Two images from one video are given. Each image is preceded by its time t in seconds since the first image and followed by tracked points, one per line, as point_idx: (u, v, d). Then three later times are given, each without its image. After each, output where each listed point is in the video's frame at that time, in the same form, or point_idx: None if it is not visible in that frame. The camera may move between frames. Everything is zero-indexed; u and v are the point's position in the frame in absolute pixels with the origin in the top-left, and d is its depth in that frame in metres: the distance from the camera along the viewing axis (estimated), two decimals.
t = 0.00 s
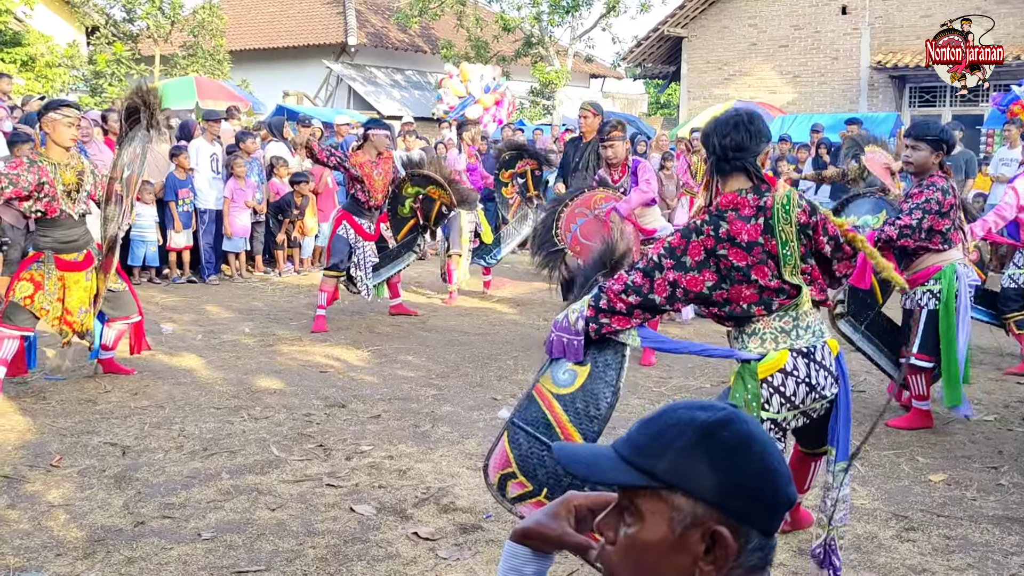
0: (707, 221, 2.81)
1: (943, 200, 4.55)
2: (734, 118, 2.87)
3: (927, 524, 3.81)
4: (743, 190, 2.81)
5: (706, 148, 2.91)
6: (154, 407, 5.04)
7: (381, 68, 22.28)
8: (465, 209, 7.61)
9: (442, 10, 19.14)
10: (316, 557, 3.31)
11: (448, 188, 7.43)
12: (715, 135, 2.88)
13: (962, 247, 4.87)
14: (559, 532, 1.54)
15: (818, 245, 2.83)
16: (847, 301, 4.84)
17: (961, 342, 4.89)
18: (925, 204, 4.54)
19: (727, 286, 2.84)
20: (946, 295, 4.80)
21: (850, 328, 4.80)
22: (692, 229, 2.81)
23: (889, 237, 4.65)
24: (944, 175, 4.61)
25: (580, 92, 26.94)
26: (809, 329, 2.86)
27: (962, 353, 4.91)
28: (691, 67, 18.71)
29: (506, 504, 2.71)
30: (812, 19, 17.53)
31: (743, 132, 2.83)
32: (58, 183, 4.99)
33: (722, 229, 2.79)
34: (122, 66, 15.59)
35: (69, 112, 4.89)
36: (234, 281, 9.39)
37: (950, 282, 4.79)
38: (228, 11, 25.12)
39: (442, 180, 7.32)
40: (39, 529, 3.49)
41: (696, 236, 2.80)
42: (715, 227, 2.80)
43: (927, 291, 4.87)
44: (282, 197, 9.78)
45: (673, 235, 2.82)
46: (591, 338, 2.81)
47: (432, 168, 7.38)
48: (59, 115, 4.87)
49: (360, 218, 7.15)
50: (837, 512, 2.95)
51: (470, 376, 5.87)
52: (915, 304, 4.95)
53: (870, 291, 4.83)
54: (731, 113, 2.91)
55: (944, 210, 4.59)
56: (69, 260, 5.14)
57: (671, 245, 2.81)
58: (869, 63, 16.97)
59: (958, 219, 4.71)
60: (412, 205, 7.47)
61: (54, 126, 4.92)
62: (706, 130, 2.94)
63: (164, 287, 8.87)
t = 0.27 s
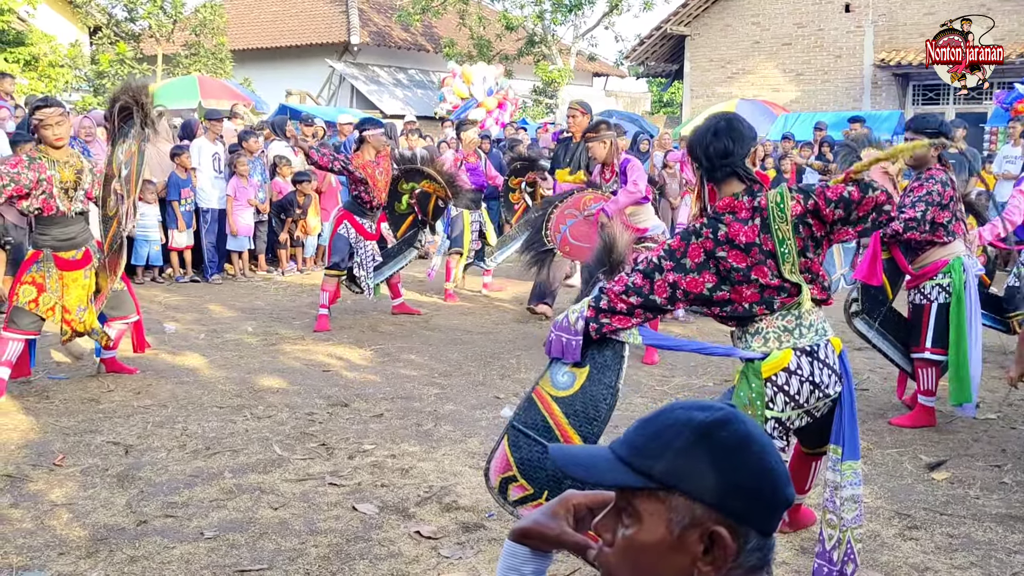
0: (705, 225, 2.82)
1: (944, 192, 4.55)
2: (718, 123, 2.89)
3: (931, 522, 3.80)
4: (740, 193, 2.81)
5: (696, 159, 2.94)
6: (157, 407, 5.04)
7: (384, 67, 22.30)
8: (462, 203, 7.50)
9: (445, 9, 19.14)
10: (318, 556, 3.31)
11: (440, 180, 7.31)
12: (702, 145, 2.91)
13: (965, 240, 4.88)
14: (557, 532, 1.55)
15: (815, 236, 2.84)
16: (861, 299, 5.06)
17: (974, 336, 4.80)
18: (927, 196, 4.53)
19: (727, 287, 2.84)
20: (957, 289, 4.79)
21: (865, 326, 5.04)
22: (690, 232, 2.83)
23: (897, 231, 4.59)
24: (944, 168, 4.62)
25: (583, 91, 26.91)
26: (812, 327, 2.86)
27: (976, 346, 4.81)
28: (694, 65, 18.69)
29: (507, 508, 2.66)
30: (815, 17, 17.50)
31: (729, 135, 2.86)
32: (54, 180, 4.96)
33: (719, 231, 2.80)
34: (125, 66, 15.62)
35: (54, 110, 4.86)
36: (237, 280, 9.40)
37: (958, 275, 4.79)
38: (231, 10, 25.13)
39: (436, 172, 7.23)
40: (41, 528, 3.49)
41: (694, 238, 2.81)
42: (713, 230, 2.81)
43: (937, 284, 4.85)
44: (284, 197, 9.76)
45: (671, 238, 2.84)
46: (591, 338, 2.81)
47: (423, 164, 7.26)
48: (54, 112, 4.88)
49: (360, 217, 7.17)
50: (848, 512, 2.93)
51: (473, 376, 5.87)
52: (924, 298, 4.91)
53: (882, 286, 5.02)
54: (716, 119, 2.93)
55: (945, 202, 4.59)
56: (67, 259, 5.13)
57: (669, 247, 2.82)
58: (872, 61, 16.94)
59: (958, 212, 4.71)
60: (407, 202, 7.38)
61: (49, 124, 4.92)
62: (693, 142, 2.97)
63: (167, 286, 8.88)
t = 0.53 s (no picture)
0: (720, 209, 2.76)
1: (939, 193, 4.58)
2: (720, 119, 2.82)
3: (935, 522, 3.80)
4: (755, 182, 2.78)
5: (714, 157, 2.82)
6: (161, 406, 5.05)
7: (387, 67, 22.32)
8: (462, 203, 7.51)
9: (449, 9, 19.15)
10: (322, 555, 3.31)
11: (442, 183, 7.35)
12: (725, 138, 2.80)
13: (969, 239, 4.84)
14: (559, 532, 1.55)
15: (815, 229, 2.94)
16: (866, 305, 5.11)
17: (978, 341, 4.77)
18: (920, 198, 4.58)
19: (732, 276, 2.80)
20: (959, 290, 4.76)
21: (872, 331, 5.10)
22: (704, 216, 2.75)
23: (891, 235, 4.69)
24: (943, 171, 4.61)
25: (586, 91, 26.90)
26: (813, 323, 2.87)
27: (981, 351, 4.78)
28: (697, 64, 18.67)
29: (514, 500, 2.69)
30: (819, 16, 17.48)
31: (748, 127, 2.79)
32: (49, 181, 4.96)
33: (735, 218, 2.75)
34: (129, 66, 15.67)
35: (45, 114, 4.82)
36: (242, 280, 9.41)
37: (960, 275, 4.77)
38: (235, 11, 25.16)
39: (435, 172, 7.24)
40: (46, 528, 3.50)
41: (708, 221, 2.74)
42: (728, 215, 2.75)
43: (938, 286, 4.85)
44: (288, 196, 9.82)
45: (684, 220, 2.75)
46: (600, 325, 2.76)
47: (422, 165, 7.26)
48: (51, 114, 4.87)
49: (362, 217, 7.18)
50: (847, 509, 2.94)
51: (476, 375, 5.87)
52: (924, 300, 4.92)
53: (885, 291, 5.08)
54: (721, 111, 2.84)
55: (941, 203, 4.60)
56: (67, 260, 5.13)
57: (683, 228, 2.73)
58: (876, 60, 16.91)
59: (959, 212, 4.70)
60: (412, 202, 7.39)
61: (47, 126, 4.92)
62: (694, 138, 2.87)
63: (171, 286, 8.89)
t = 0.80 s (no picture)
0: (745, 206, 2.78)
1: (937, 198, 4.56)
2: (757, 112, 2.84)
3: (941, 523, 3.79)
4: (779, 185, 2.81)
5: (743, 147, 2.80)
6: (167, 406, 5.06)
7: (393, 67, 22.33)
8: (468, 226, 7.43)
9: (454, 9, 19.14)
10: (327, 555, 3.32)
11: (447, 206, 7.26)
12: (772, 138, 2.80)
13: (970, 245, 4.78)
14: (570, 535, 1.59)
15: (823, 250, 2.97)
16: (863, 305, 5.14)
17: (975, 347, 4.82)
18: (916, 202, 4.58)
19: (745, 276, 2.80)
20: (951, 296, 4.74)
21: (868, 333, 5.10)
22: (730, 210, 2.77)
23: (887, 238, 4.67)
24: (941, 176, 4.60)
25: (591, 91, 26.89)
26: (817, 329, 2.87)
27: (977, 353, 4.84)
28: (703, 65, 18.65)
29: (524, 493, 2.62)
30: (825, 16, 17.46)
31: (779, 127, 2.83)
32: (50, 180, 5.00)
33: (759, 217, 2.78)
34: (135, 67, 15.69)
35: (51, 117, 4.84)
36: (247, 280, 9.43)
37: (954, 281, 4.72)
38: (240, 11, 25.20)
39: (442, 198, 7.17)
40: (52, 527, 3.51)
41: (733, 217, 2.76)
42: (753, 214, 2.77)
43: (932, 290, 4.81)
44: (292, 197, 9.86)
45: (710, 212, 2.77)
46: (619, 316, 2.73)
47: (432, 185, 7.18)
48: (60, 117, 4.88)
49: (363, 219, 7.19)
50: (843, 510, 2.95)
51: (481, 375, 5.88)
52: (918, 303, 4.88)
53: (882, 294, 5.12)
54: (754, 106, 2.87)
55: (938, 207, 4.59)
56: (73, 262, 5.17)
57: (709, 221, 2.75)
58: (882, 60, 16.88)
59: (959, 217, 4.67)
60: (419, 213, 7.42)
61: (55, 129, 4.93)
62: (720, 129, 2.86)
63: (177, 286, 8.91)
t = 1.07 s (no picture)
0: (765, 207, 2.74)
1: (943, 197, 4.55)
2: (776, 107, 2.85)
3: (949, 526, 3.78)
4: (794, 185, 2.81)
5: (755, 138, 2.82)
6: (173, 407, 5.07)
7: (398, 68, 22.36)
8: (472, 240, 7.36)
9: (460, 10, 19.15)
10: (333, 556, 3.32)
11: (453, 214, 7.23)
12: (782, 131, 2.81)
13: (974, 244, 4.75)
14: (589, 542, 1.57)
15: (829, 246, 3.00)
16: (866, 304, 5.14)
17: (965, 352, 4.72)
18: (924, 200, 4.58)
19: (763, 278, 2.77)
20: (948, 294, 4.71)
21: (871, 330, 5.13)
22: (751, 212, 2.72)
23: (893, 235, 4.71)
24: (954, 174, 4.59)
25: (597, 92, 26.87)
26: (824, 328, 2.87)
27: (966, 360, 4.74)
28: (708, 66, 18.63)
29: (533, 489, 2.67)
30: (831, 18, 17.43)
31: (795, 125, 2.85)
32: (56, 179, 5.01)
33: (779, 218, 2.75)
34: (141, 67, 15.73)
35: (69, 114, 4.89)
36: (253, 280, 9.45)
37: (953, 277, 4.70)
38: (246, 12, 25.25)
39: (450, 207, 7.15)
40: (60, 527, 3.52)
41: (755, 219, 2.72)
42: (773, 214, 2.75)
43: (934, 287, 4.80)
44: (299, 197, 9.84)
45: (732, 214, 2.71)
46: (636, 318, 2.73)
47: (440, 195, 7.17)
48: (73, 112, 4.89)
49: (366, 218, 7.18)
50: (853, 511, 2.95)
51: (487, 376, 5.87)
52: (923, 301, 4.88)
53: (888, 291, 5.08)
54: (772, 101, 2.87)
55: (945, 206, 4.58)
56: (79, 259, 5.17)
57: (732, 223, 2.70)
58: (888, 62, 16.85)
59: (966, 216, 4.65)
60: (429, 219, 7.43)
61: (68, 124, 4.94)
62: (736, 118, 2.87)
63: (183, 286, 8.93)
